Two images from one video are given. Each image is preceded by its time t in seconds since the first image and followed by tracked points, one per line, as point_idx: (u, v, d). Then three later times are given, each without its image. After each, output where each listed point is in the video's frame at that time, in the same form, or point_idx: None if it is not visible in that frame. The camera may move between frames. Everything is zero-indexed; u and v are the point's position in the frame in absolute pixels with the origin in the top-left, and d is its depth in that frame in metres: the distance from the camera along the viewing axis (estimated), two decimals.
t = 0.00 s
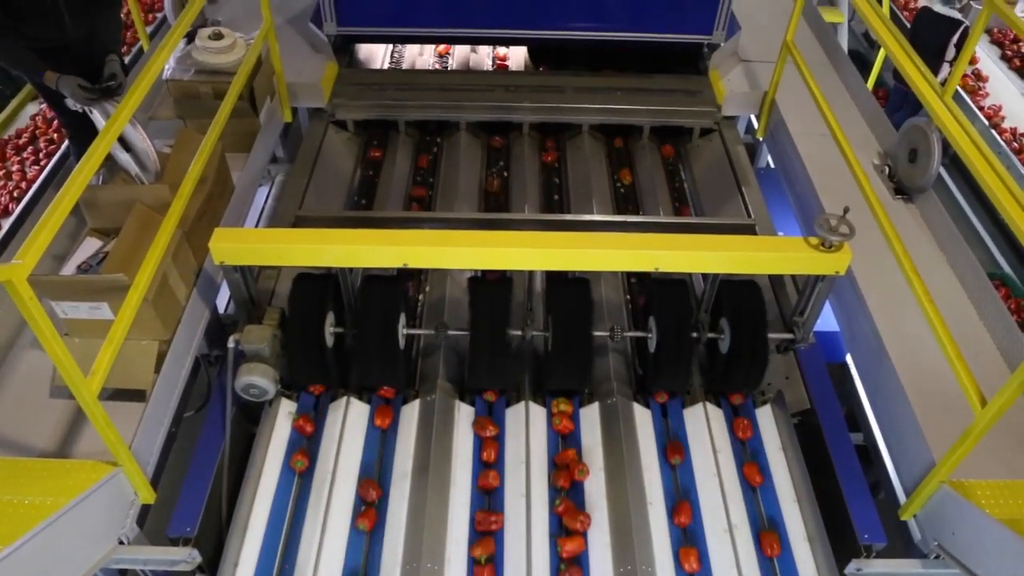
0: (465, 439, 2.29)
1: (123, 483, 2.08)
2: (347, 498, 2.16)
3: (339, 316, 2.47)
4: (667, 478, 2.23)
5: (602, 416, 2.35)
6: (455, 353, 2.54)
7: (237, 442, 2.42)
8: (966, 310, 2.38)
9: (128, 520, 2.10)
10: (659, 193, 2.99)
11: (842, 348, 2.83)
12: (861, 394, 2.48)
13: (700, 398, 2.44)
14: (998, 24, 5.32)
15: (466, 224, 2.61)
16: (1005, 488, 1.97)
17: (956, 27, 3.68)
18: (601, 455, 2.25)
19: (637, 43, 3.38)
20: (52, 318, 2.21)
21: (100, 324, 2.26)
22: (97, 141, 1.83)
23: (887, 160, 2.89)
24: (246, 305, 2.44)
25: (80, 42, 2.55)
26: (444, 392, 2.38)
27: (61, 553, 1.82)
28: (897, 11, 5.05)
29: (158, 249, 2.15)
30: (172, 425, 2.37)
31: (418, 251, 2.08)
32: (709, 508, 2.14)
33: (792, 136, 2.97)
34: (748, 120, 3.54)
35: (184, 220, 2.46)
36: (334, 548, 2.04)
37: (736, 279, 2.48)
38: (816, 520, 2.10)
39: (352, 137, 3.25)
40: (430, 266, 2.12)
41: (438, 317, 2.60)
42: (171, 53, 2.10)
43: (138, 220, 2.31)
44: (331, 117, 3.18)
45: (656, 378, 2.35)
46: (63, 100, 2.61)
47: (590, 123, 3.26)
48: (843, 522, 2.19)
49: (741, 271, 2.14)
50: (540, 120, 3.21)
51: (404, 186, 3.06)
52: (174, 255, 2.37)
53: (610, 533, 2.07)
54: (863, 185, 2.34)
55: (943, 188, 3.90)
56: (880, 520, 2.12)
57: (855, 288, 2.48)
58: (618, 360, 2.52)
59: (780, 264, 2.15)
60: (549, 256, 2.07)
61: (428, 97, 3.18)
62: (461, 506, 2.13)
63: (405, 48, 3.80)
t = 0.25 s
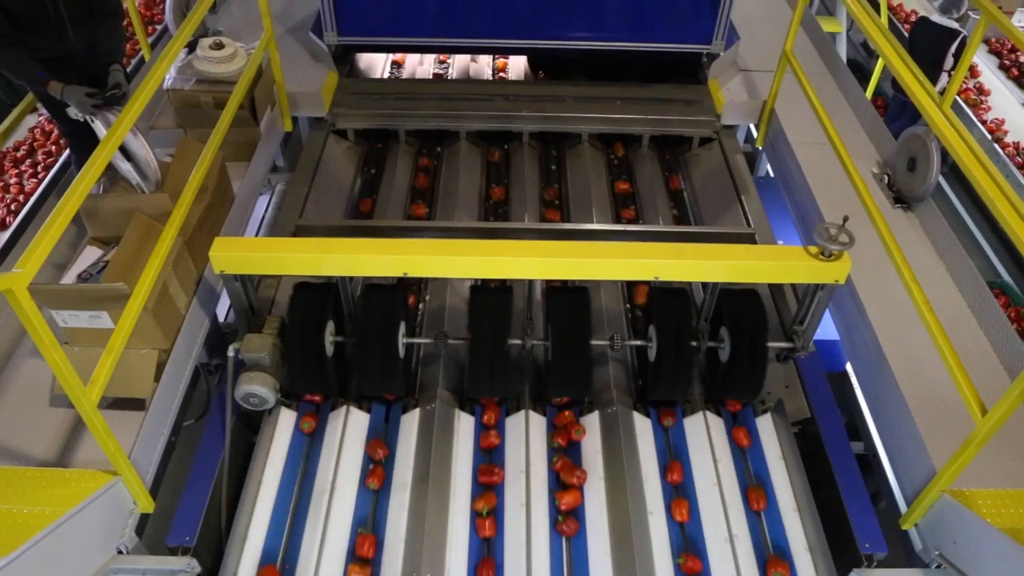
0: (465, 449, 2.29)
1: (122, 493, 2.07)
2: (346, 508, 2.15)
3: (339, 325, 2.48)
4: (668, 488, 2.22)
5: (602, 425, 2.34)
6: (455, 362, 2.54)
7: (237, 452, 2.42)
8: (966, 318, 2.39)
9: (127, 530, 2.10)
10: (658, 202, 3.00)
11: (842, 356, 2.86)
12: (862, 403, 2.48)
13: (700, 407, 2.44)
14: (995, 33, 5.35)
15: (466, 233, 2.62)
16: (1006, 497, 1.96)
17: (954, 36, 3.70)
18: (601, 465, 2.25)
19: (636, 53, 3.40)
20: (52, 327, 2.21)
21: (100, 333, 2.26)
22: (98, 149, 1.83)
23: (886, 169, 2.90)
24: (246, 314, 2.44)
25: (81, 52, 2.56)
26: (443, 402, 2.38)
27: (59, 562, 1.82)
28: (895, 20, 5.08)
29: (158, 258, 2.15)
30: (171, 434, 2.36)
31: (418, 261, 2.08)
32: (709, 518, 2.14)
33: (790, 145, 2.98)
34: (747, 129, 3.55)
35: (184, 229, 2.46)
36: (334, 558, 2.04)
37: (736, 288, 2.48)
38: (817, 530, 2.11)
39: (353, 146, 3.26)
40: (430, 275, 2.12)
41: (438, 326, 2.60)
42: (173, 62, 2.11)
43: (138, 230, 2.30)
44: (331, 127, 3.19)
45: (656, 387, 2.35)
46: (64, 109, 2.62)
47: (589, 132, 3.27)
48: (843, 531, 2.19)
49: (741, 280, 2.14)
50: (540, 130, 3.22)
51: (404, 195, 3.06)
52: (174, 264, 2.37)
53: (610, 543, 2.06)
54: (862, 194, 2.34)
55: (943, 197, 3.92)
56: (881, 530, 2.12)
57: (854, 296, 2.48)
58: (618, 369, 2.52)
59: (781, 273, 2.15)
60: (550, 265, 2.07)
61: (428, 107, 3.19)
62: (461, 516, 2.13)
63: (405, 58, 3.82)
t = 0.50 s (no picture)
0: (465, 458, 2.28)
1: (121, 502, 2.07)
2: (346, 518, 2.14)
3: (339, 334, 2.48)
4: (668, 496, 2.22)
5: (603, 434, 2.34)
6: (455, 370, 2.54)
7: (236, 460, 2.41)
8: (966, 326, 2.38)
9: (126, 539, 2.09)
10: (658, 211, 3.01)
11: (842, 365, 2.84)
12: (862, 411, 2.48)
13: (700, 416, 2.44)
14: (994, 43, 5.38)
15: (466, 242, 2.62)
16: (1008, 506, 1.96)
17: (952, 45, 3.71)
18: (601, 474, 2.24)
19: (636, 62, 3.41)
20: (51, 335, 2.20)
21: (100, 342, 2.25)
22: (100, 158, 1.84)
23: (885, 178, 2.90)
24: (246, 323, 2.44)
25: (83, 61, 2.58)
26: (443, 410, 2.38)
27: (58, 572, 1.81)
28: (893, 30, 5.11)
29: (158, 267, 2.15)
30: (171, 443, 2.36)
31: (418, 270, 2.08)
32: (710, 527, 2.13)
33: (790, 154, 2.99)
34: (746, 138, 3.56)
35: (184, 237, 2.46)
36: (333, 568, 2.03)
37: (736, 296, 2.48)
38: (818, 540, 2.10)
39: (353, 155, 3.27)
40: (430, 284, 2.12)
41: (438, 335, 2.60)
42: (174, 71, 2.11)
43: (138, 239, 2.30)
44: (331, 136, 3.20)
45: (656, 396, 2.35)
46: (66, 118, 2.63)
47: (589, 141, 3.28)
48: (844, 540, 2.18)
49: (741, 288, 2.14)
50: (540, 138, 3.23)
51: (404, 204, 3.07)
52: (174, 273, 2.37)
53: (610, 553, 2.06)
54: (862, 203, 2.34)
55: (942, 206, 3.93)
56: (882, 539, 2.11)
57: (854, 305, 2.48)
58: (618, 378, 2.52)
59: (781, 282, 2.14)
60: (550, 274, 2.06)
61: (428, 116, 3.20)
62: (460, 526, 2.12)
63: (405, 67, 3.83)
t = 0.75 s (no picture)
0: (465, 468, 2.28)
1: (120, 511, 2.06)
2: (345, 527, 2.14)
3: (339, 343, 2.48)
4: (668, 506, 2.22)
5: (602, 444, 2.34)
6: (455, 379, 2.54)
7: (236, 470, 2.40)
8: (966, 335, 2.38)
9: (125, 549, 2.09)
10: (657, 220, 3.01)
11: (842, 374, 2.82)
12: (862, 421, 2.47)
13: (701, 425, 2.43)
14: (991, 52, 5.41)
15: (466, 251, 2.63)
16: (1009, 515, 1.95)
17: (950, 55, 3.73)
18: (601, 485, 2.24)
19: (635, 72, 3.43)
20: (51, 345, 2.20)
21: (99, 351, 2.25)
22: (100, 167, 1.84)
23: (885, 187, 2.91)
24: (246, 332, 2.44)
25: (84, 71, 2.59)
26: (443, 420, 2.38)
27: None
28: (891, 39, 5.13)
29: (158, 276, 2.15)
30: (170, 454, 2.35)
31: (418, 279, 2.07)
32: (710, 538, 2.12)
33: (789, 163, 3.00)
34: (746, 148, 3.57)
35: (184, 246, 2.47)
36: None
37: (736, 305, 2.48)
38: (819, 550, 2.09)
39: (353, 164, 3.27)
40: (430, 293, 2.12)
41: (438, 344, 2.60)
42: (175, 81, 2.11)
43: (139, 248, 2.30)
44: (332, 145, 3.21)
45: (656, 405, 2.35)
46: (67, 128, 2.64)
47: (589, 150, 3.29)
48: (845, 550, 2.18)
49: (742, 297, 2.13)
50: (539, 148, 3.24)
51: (404, 214, 3.08)
52: (174, 282, 2.37)
53: (611, 563, 2.05)
54: (861, 212, 2.35)
55: (942, 214, 3.93)
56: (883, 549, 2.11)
57: (854, 314, 2.48)
58: (618, 387, 2.52)
59: (781, 291, 2.14)
60: (550, 284, 2.06)
61: (428, 125, 3.21)
62: (460, 537, 2.11)
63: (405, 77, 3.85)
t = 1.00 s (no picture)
0: (465, 477, 2.27)
1: (119, 521, 2.05)
2: (345, 538, 2.13)
3: (339, 353, 2.48)
4: (669, 516, 2.21)
5: (602, 453, 2.33)
6: (455, 389, 2.54)
7: (235, 480, 2.40)
8: (966, 344, 2.38)
9: (123, 560, 2.08)
10: (657, 230, 3.02)
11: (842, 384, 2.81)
12: (863, 430, 2.47)
13: (701, 435, 2.43)
14: (989, 63, 5.44)
15: (466, 261, 2.63)
16: (1010, 525, 1.95)
17: (948, 65, 3.74)
18: (601, 495, 2.23)
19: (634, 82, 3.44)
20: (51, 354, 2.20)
21: (99, 361, 2.25)
22: (101, 177, 1.84)
23: (884, 196, 2.91)
24: (246, 342, 2.44)
25: (86, 81, 2.60)
26: (443, 429, 2.38)
27: None
28: (889, 50, 5.16)
29: (158, 286, 2.15)
30: (169, 464, 2.34)
31: (418, 288, 2.07)
32: (711, 548, 2.12)
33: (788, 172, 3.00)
34: (745, 157, 3.58)
35: (184, 256, 2.47)
36: None
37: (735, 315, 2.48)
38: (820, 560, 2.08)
39: (353, 174, 3.28)
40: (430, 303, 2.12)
41: (438, 354, 2.60)
42: (177, 91, 2.12)
43: (139, 257, 2.31)
44: (331, 155, 3.21)
45: (656, 415, 2.35)
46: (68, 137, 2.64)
47: (588, 160, 3.30)
48: (847, 560, 2.17)
49: (741, 307, 2.14)
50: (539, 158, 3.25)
51: (404, 224, 3.08)
52: (174, 292, 2.37)
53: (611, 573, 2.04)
54: (859, 221, 2.36)
55: (941, 224, 3.94)
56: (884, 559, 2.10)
57: (854, 324, 2.48)
58: (618, 397, 2.52)
59: (781, 301, 2.15)
60: (550, 294, 2.07)
61: (428, 135, 3.22)
62: (460, 547, 2.10)
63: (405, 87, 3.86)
